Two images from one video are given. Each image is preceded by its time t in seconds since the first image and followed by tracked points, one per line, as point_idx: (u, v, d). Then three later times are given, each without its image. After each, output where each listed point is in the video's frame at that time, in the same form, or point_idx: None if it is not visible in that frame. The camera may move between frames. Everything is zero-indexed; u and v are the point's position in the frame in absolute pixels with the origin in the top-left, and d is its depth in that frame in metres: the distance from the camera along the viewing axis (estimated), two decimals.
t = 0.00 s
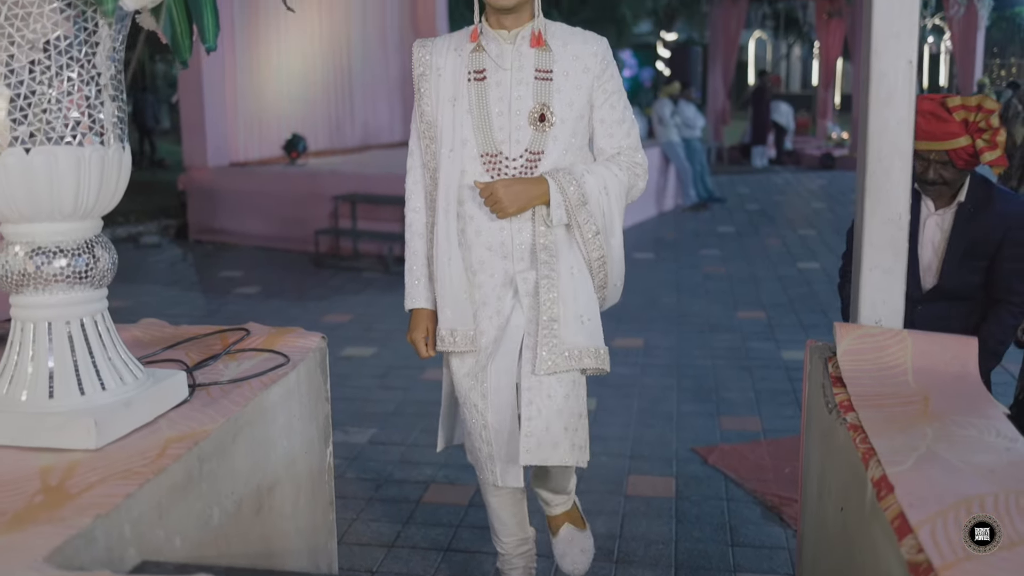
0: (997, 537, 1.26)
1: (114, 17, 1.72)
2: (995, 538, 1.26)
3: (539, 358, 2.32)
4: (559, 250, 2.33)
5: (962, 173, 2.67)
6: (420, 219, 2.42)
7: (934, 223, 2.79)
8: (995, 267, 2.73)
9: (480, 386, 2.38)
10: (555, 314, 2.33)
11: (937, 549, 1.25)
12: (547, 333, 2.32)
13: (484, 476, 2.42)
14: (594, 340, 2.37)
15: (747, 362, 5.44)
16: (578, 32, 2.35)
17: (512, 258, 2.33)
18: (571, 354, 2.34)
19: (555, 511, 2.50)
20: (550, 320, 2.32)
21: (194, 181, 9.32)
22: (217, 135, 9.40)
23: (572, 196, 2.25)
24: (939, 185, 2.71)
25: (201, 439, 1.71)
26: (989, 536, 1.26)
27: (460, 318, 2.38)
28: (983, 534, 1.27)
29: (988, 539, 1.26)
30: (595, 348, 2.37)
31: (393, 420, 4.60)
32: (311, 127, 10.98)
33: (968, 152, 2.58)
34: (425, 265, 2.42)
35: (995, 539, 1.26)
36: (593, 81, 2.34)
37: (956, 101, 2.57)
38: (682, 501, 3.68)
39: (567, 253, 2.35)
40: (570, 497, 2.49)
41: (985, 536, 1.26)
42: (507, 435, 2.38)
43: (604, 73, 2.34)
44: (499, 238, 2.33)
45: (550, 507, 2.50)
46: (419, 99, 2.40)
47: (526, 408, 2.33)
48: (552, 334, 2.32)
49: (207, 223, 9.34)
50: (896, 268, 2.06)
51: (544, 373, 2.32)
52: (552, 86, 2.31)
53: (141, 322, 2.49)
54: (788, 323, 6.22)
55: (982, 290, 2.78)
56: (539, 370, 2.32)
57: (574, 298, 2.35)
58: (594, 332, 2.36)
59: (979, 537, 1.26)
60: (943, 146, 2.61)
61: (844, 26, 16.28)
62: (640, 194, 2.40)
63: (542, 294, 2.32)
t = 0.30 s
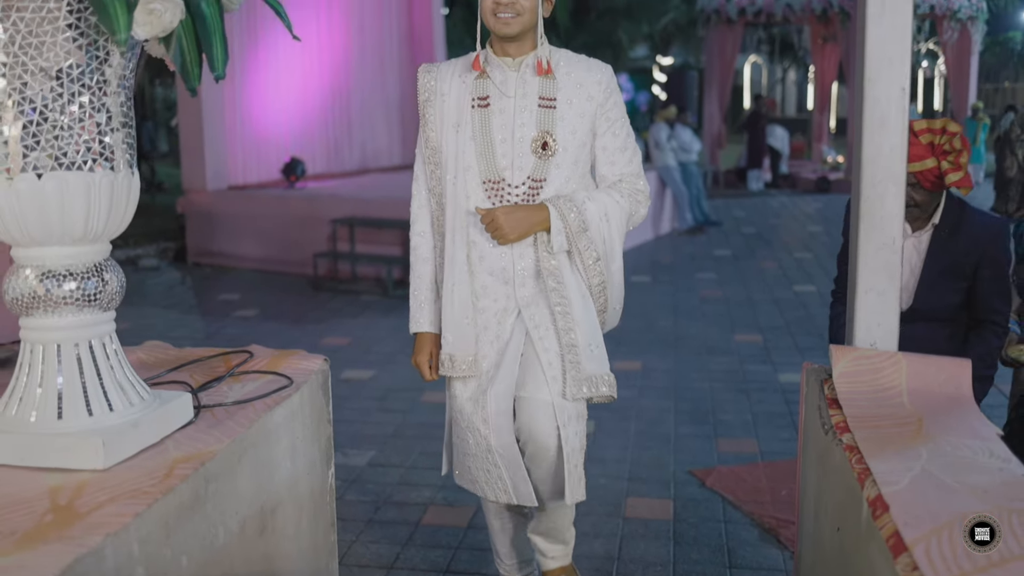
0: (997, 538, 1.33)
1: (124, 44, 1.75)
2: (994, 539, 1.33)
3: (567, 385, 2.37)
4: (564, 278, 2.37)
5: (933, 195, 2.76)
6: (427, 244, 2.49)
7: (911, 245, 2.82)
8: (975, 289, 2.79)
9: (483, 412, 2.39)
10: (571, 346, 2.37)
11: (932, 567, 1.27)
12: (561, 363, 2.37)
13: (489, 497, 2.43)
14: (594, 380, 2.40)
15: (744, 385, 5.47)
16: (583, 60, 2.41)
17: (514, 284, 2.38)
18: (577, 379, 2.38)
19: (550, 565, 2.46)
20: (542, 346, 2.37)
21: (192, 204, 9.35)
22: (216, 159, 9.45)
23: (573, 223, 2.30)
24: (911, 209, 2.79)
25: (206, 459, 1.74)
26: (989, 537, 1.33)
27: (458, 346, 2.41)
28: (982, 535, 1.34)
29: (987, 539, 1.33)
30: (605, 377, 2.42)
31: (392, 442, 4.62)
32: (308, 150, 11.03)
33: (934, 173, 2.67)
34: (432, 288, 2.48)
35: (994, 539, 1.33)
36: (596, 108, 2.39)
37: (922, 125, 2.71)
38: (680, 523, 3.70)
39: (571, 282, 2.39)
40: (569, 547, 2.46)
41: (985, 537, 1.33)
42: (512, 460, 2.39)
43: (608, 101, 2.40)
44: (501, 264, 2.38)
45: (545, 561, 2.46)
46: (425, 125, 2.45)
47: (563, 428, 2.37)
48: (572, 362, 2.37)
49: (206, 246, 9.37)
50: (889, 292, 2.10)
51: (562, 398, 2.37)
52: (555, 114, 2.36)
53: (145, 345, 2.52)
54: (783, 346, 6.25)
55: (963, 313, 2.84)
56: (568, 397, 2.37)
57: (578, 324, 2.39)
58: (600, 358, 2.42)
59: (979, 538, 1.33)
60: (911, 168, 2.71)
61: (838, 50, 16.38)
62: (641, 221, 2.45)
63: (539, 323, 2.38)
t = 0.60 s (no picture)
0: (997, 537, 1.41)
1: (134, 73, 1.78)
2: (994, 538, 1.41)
3: (583, 425, 2.44)
4: (569, 309, 2.44)
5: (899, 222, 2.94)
6: (429, 272, 2.53)
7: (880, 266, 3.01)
8: (943, 310, 2.94)
9: (487, 444, 2.44)
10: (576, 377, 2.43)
11: None
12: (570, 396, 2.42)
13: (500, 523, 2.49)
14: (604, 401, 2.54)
15: (741, 410, 5.49)
16: (589, 92, 2.49)
17: (516, 314, 2.43)
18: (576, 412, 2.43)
19: None
20: (544, 376, 2.40)
21: (191, 231, 9.40)
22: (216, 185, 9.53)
23: (575, 257, 2.36)
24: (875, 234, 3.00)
25: (211, 482, 1.76)
26: (989, 537, 1.41)
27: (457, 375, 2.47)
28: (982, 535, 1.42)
29: (988, 540, 1.41)
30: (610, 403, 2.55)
31: (390, 467, 4.64)
32: (306, 177, 11.07)
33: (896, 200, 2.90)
34: (433, 316, 2.53)
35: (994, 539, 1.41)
36: (602, 141, 2.48)
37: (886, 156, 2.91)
38: (677, 548, 3.71)
39: (577, 311, 2.45)
40: None
41: (985, 538, 1.41)
42: (517, 489, 2.46)
43: (613, 134, 2.49)
44: (503, 295, 2.43)
45: None
46: (429, 153, 2.52)
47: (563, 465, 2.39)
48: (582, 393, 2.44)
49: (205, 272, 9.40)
50: (883, 316, 2.13)
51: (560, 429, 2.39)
52: (561, 146, 2.45)
53: (149, 369, 2.55)
54: (779, 371, 6.28)
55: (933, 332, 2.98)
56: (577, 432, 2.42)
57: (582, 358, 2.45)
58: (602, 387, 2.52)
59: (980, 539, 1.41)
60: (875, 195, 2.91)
61: (833, 78, 16.51)
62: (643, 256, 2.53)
63: (540, 353, 2.41)
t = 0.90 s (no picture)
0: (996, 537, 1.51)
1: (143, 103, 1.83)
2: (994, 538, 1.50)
3: (590, 460, 2.48)
4: (577, 338, 2.48)
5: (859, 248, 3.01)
6: (435, 298, 2.56)
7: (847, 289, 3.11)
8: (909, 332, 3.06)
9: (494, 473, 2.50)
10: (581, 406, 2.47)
11: None
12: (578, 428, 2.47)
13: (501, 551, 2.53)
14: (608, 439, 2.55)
15: (737, 436, 5.52)
16: (598, 118, 2.54)
17: (524, 343, 2.47)
18: (585, 444, 2.47)
19: None
20: (554, 416, 2.43)
21: (190, 258, 9.43)
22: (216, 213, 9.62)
23: (585, 287, 2.41)
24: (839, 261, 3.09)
25: (217, 503, 1.79)
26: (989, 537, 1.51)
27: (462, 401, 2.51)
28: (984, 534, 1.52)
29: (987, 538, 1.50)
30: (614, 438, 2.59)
31: (389, 493, 4.66)
32: (305, 206, 11.16)
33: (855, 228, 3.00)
34: (437, 341, 2.55)
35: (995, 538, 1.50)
36: (611, 168, 2.53)
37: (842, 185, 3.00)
38: (675, 572, 3.74)
39: (586, 341, 2.49)
40: None
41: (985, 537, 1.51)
42: (523, 523, 2.48)
43: (624, 161, 2.53)
44: (512, 323, 2.47)
45: None
46: (437, 177, 2.56)
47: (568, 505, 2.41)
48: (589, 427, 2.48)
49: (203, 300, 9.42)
50: (876, 342, 2.17)
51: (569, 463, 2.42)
52: (570, 171, 2.49)
53: (153, 393, 2.58)
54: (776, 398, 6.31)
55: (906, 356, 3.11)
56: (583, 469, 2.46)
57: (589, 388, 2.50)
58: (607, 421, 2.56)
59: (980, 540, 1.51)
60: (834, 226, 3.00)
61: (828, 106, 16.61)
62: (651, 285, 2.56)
63: (550, 389, 2.45)
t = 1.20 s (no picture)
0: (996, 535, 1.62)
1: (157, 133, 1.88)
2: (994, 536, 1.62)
3: (605, 459, 2.49)
4: (589, 338, 2.49)
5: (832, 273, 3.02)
6: (447, 293, 2.59)
7: (823, 318, 3.10)
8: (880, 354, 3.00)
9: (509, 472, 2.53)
10: (589, 406, 2.48)
11: None
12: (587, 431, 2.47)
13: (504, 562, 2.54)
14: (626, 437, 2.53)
15: (736, 464, 5.55)
16: (615, 114, 2.56)
17: (537, 342, 2.50)
18: (599, 447, 2.48)
19: None
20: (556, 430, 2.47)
21: (190, 287, 9.45)
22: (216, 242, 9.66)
23: (600, 282, 2.39)
24: (814, 287, 3.07)
25: (226, 524, 1.83)
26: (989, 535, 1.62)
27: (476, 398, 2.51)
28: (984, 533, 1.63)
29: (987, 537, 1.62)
30: (636, 437, 2.56)
31: (390, 520, 4.68)
32: (304, 236, 11.24)
33: (824, 255, 2.97)
34: (449, 338, 2.58)
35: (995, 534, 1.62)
36: (628, 163, 2.53)
37: (810, 211, 2.96)
38: None
39: (599, 339, 2.50)
40: None
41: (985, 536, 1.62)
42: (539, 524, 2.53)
43: (640, 156, 2.53)
44: (525, 319, 2.50)
45: None
46: (452, 171, 2.59)
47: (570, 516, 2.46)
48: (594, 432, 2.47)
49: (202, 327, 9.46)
50: (871, 367, 2.21)
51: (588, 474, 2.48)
52: (586, 166, 2.50)
53: (160, 419, 2.61)
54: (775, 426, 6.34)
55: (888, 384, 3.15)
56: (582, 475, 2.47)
57: (603, 390, 2.50)
58: (623, 425, 2.53)
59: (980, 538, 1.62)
60: (804, 251, 3.00)
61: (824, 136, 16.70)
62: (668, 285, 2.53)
63: (557, 398, 2.49)
